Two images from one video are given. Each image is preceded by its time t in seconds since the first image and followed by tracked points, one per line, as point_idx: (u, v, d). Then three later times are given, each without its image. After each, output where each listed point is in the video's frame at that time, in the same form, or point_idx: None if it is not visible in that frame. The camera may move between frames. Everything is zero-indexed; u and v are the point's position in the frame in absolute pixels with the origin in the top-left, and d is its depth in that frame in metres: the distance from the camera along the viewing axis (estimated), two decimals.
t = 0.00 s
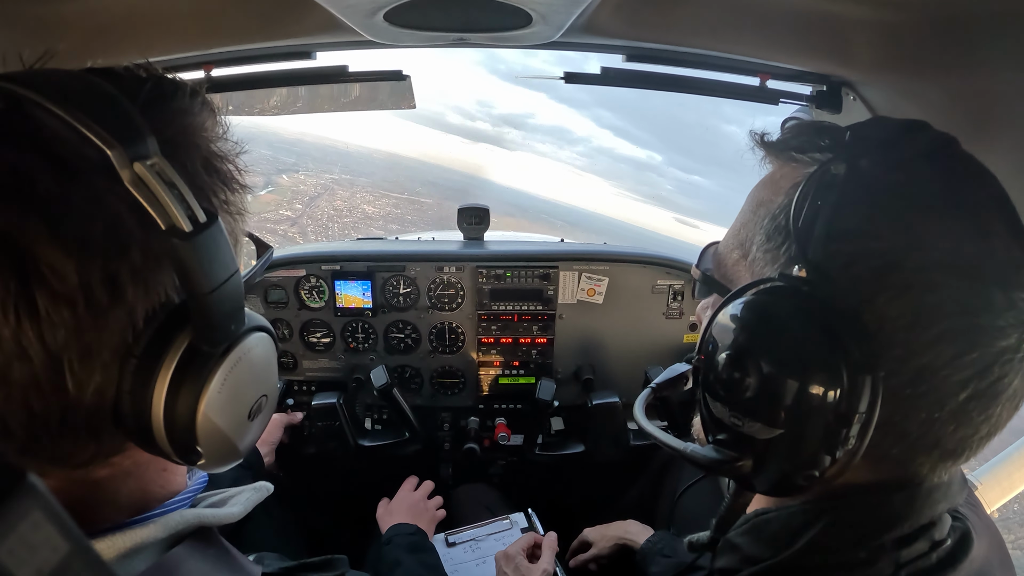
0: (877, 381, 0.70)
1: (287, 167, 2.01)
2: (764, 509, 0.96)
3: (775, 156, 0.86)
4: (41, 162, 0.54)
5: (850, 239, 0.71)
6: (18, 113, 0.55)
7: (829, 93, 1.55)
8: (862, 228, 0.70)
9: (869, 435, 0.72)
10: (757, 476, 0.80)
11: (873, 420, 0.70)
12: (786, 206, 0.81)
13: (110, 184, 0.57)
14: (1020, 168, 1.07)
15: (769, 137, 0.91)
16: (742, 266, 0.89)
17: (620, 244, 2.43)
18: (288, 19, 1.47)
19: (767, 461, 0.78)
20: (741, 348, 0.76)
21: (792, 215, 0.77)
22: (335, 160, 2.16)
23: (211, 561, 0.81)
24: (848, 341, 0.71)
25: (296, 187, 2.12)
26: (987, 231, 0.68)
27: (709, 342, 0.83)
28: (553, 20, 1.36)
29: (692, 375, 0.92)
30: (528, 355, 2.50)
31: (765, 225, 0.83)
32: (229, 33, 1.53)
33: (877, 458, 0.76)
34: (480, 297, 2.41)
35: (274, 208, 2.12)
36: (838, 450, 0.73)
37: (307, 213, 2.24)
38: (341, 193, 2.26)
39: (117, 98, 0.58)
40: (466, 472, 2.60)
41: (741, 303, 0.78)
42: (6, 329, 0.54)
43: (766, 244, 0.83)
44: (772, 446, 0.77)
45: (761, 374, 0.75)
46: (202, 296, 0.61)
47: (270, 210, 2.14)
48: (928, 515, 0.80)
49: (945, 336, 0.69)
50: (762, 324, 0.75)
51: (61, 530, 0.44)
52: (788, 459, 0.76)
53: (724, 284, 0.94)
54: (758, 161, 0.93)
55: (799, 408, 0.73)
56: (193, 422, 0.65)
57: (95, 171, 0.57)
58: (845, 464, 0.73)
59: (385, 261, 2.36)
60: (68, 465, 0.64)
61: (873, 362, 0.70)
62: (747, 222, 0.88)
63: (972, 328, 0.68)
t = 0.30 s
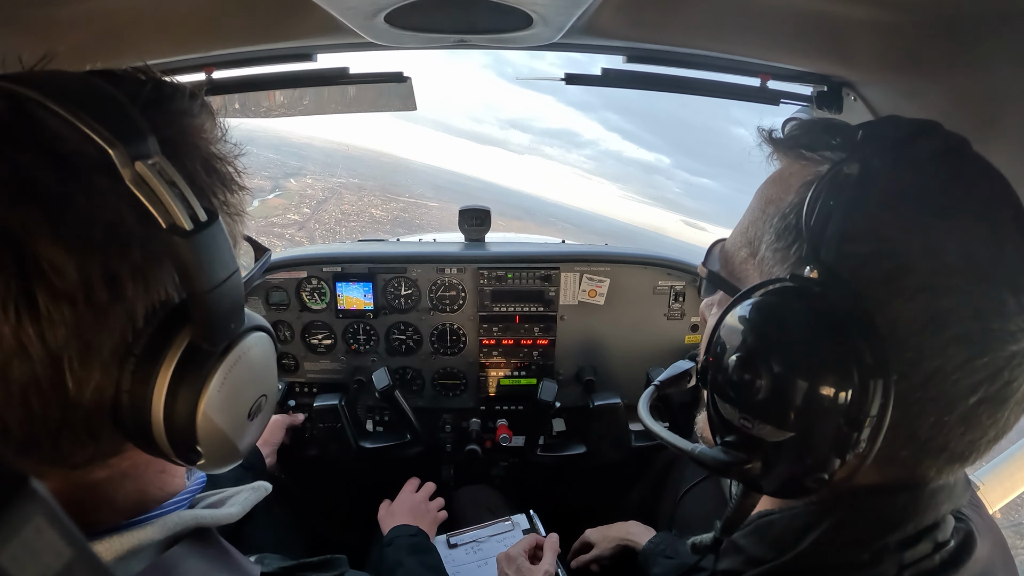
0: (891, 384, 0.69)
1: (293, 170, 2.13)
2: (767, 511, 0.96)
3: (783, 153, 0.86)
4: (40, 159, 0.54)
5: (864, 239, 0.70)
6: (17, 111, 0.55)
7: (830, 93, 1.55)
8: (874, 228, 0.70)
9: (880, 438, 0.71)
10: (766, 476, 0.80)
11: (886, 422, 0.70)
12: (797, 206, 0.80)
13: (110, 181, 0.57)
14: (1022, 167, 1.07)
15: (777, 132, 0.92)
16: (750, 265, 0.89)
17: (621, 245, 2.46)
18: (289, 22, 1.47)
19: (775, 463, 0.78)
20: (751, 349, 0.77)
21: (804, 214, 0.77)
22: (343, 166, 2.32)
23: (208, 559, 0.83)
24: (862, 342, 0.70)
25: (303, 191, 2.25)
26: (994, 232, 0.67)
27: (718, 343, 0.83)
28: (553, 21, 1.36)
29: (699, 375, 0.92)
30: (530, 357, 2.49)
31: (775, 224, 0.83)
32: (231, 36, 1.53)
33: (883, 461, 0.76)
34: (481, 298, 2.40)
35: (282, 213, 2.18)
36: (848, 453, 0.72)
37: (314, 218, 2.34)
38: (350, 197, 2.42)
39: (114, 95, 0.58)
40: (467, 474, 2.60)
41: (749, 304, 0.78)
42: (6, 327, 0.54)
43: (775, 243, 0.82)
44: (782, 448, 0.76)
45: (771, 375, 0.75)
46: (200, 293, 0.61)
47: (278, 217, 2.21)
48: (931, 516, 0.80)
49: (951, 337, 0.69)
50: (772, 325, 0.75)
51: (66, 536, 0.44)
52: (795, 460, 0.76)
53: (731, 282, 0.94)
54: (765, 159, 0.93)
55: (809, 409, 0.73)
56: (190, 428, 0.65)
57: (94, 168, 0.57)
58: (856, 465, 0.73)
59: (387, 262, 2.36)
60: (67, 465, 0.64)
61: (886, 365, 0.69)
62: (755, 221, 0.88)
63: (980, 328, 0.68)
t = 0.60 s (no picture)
0: (885, 387, 0.69)
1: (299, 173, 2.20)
2: (766, 513, 0.96)
3: (778, 151, 0.86)
4: (69, 152, 0.54)
5: (859, 243, 0.70)
6: (39, 108, 0.55)
7: (832, 95, 1.55)
8: (869, 231, 0.70)
9: (877, 443, 0.71)
10: (763, 481, 0.80)
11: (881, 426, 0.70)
12: (792, 206, 0.80)
13: (142, 177, 0.58)
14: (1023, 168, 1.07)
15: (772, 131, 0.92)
16: (745, 267, 0.90)
17: (625, 246, 2.48)
18: (291, 23, 1.48)
19: (773, 466, 0.78)
20: (746, 353, 0.77)
21: (799, 217, 0.76)
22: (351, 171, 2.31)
23: (208, 559, 0.83)
24: (858, 346, 0.70)
25: (310, 195, 2.26)
26: (993, 234, 0.67)
27: (714, 346, 0.83)
28: (555, 22, 1.36)
29: (696, 378, 0.92)
30: (531, 358, 2.49)
31: (771, 225, 0.83)
32: (233, 36, 1.54)
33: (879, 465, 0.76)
34: (483, 299, 2.41)
35: (290, 216, 2.24)
36: (846, 458, 0.72)
37: (321, 221, 2.36)
38: (357, 201, 2.39)
39: (134, 96, 0.59)
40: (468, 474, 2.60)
41: (745, 307, 0.78)
42: (40, 318, 0.54)
43: (771, 245, 0.82)
44: (777, 454, 0.77)
45: (767, 379, 0.75)
46: (228, 284, 0.63)
47: (285, 219, 2.25)
48: (930, 517, 0.80)
49: (948, 338, 0.68)
50: (767, 328, 0.75)
51: (66, 537, 0.43)
52: (790, 462, 0.76)
53: (726, 283, 0.94)
54: (760, 157, 0.94)
55: (806, 413, 0.72)
56: (214, 411, 0.66)
57: (125, 165, 0.57)
58: (853, 471, 0.73)
59: (388, 263, 2.36)
60: (85, 457, 0.64)
61: (884, 365, 0.69)
62: (751, 221, 0.88)
63: (978, 329, 0.68)
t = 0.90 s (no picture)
0: (886, 387, 0.69)
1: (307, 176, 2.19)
2: (766, 515, 0.96)
3: (780, 151, 0.86)
4: (88, 149, 0.54)
5: (861, 243, 0.70)
6: (57, 108, 0.55)
7: (832, 94, 1.55)
8: (872, 232, 0.70)
9: (879, 443, 0.71)
10: (764, 482, 0.81)
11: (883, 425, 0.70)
12: (794, 207, 0.80)
13: (158, 176, 0.58)
14: None
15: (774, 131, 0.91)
16: (747, 266, 0.89)
17: (622, 245, 2.49)
18: (290, 23, 1.48)
19: (774, 466, 0.78)
20: (749, 354, 0.77)
21: (802, 217, 0.76)
22: (358, 173, 2.28)
23: (212, 560, 0.83)
24: (860, 346, 0.70)
25: (316, 198, 2.25)
26: (995, 234, 0.67)
27: (716, 346, 0.83)
28: (555, 22, 1.36)
29: (697, 378, 0.92)
30: (531, 358, 2.49)
31: (773, 225, 0.83)
32: (232, 37, 1.54)
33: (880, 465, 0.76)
34: (483, 299, 2.41)
35: (296, 218, 2.18)
36: (847, 459, 0.72)
37: (326, 224, 2.37)
38: (362, 204, 2.37)
39: (147, 95, 0.60)
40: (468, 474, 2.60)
41: (747, 308, 0.78)
42: (61, 315, 0.54)
43: (773, 245, 0.82)
44: (779, 454, 0.77)
45: (769, 380, 0.75)
46: (244, 281, 0.64)
47: (290, 223, 2.18)
48: (930, 518, 0.80)
49: (948, 338, 0.68)
50: (769, 329, 0.75)
51: (66, 539, 0.43)
52: (789, 461, 0.76)
53: (729, 283, 0.93)
54: (763, 159, 0.92)
55: (808, 413, 0.73)
56: (229, 411, 0.66)
57: (145, 164, 0.57)
58: (855, 471, 0.73)
59: (388, 263, 2.36)
60: (98, 455, 0.64)
61: (886, 366, 0.69)
62: (752, 221, 0.87)
63: (978, 330, 0.68)
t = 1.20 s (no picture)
0: (892, 383, 0.68)
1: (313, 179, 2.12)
2: (769, 514, 0.95)
3: (790, 147, 0.85)
4: (81, 161, 0.55)
5: (868, 237, 0.70)
6: (54, 119, 0.56)
7: (832, 91, 1.55)
8: (881, 227, 0.69)
9: (885, 438, 0.70)
10: (771, 475, 0.81)
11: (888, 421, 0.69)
12: (804, 202, 0.80)
13: (151, 188, 0.58)
14: None
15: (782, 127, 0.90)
16: (755, 262, 0.88)
17: (623, 245, 2.48)
18: (289, 25, 1.48)
19: (780, 462, 0.78)
20: (755, 347, 0.77)
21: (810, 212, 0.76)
22: (365, 176, 2.28)
23: (219, 564, 0.81)
24: (867, 341, 0.69)
25: (322, 201, 2.20)
26: (1002, 230, 0.67)
27: (722, 342, 0.83)
28: (555, 21, 1.35)
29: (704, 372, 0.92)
30: (534, 357, 2.49)
31: (781, 220, 0.83)
32: (232, 39, 1.54)
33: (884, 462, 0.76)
34: (485, 299, 2.41)
35: (301, 222, 2.17)
36: (853, 453, 0.72)
37: (332, 227, 2.36)
38: (368, 207, 2.37)
39: (145, 100, 0.59)
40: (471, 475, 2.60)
41: (754, 302, 0.78)
42: (46, 327, 0.54)
43: (782, 240, 0.82)
44: (785, 448, 0.77)
45: (775, 373, 0.75)
46: (236, 297, 0.62)
47: (296, 225, 2.18)
48: (934, 517, 0.80)
49: (953, 333, 0.68)
50: (775, 324, 0.75)
51: (69, 542, 0.43)
52: (795, 456, 0.76)
53: (737, 278, 0.92)
54: (774, 153, 0.92)
55: (814, 408, 0.72)
56: (222, 428, 0.66)
57: (137, 176, 0.57)
58: (859, 465, 0.72)
59: (390, 264, 2.36)
60: (93, 464, 0.64)
61: (892, 360, 0.69)
62: (761, 217, 0.87)
63: (983, 326, 0.68)
